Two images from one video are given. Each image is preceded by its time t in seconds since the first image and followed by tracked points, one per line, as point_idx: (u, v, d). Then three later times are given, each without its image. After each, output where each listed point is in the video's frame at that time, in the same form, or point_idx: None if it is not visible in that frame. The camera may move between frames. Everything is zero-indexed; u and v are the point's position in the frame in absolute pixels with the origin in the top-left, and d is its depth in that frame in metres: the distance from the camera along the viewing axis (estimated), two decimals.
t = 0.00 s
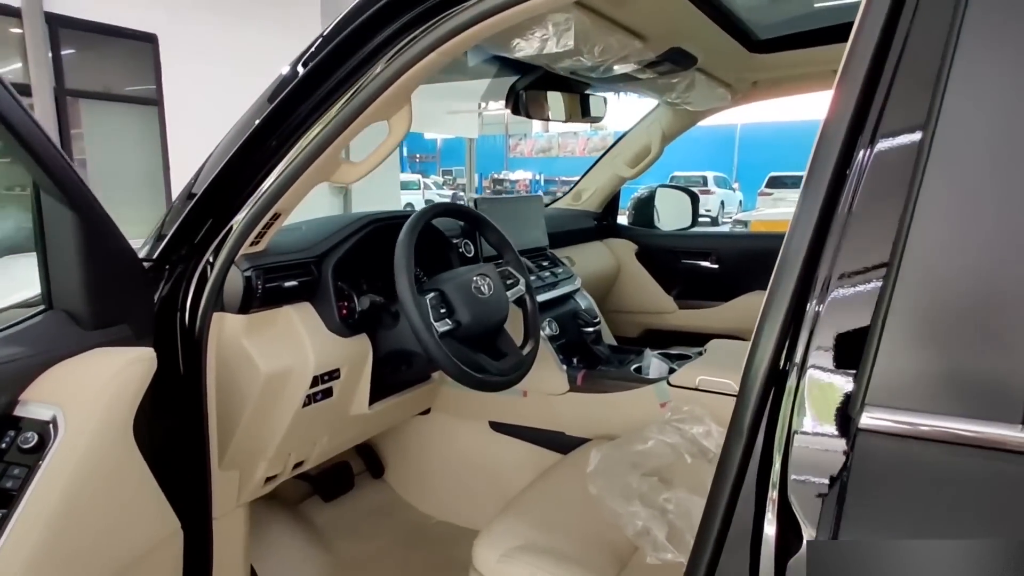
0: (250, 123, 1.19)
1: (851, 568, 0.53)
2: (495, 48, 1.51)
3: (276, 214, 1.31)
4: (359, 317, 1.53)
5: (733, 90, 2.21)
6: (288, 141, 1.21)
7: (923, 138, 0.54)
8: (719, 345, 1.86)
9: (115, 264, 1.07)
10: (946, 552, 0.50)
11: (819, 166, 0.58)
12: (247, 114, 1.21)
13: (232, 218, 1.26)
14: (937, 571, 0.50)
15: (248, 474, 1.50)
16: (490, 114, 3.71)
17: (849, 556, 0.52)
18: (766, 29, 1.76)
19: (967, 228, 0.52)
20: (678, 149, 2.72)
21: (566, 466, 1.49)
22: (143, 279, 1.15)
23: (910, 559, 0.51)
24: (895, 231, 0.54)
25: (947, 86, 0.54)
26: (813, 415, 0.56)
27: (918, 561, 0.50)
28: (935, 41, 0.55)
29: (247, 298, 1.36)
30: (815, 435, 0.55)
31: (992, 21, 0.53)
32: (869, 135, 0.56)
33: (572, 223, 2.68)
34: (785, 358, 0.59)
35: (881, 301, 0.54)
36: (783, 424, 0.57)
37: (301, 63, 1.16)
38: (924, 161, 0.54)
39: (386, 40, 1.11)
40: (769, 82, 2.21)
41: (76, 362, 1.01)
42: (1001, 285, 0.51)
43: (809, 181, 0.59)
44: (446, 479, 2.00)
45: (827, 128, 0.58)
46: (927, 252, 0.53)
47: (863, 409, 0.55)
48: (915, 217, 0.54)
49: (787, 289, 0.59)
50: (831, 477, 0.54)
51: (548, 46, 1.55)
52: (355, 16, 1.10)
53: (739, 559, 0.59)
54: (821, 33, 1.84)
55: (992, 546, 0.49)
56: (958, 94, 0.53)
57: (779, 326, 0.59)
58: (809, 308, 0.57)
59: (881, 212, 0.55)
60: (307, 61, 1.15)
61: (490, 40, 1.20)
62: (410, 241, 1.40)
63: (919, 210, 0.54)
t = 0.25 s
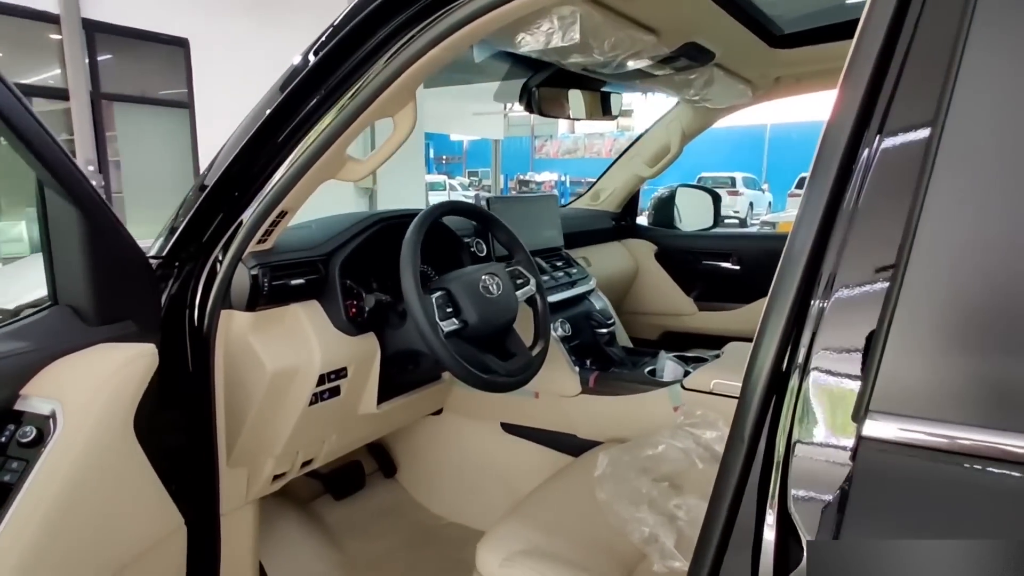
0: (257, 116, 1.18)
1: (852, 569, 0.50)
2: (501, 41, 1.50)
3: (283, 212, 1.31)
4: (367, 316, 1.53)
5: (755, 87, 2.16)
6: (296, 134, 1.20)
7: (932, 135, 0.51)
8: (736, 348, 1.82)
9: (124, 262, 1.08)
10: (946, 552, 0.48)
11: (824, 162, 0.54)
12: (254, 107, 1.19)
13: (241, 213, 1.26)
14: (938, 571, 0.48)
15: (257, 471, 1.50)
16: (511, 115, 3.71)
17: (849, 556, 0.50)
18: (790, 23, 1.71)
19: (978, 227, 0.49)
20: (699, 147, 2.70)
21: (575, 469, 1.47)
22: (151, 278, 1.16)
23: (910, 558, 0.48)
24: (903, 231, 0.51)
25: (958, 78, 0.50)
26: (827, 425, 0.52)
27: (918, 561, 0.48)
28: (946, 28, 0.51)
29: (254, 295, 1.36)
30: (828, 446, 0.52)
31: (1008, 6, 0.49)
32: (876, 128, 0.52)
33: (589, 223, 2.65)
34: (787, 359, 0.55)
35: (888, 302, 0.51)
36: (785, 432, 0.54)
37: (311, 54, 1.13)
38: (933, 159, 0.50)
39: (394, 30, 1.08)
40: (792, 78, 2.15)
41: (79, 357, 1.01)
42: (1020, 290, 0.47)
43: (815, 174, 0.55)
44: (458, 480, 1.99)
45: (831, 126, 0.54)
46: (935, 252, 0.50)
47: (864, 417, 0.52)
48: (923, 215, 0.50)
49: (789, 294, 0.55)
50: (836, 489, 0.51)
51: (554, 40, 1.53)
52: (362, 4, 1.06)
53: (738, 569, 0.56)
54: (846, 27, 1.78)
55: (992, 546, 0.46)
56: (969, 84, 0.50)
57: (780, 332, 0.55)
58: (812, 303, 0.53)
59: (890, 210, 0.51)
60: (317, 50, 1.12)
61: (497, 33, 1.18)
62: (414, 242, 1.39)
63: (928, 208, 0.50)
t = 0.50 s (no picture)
0: (268, 109, 1.16)
1: (852, 570, 0.48)
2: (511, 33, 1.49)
3: (293, 209, 1.30)
4: (377, 316, 1.51)
5: (778, 84, 2.11)
6: (308, 128, 1.18)
7: (955, 131, 0.47)
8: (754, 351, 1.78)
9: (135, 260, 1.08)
10: (945, 551, 0.45)
11: (841, 158, 0.51)
12: (266, 101, 1.18)
13: (253, 208, 1.25)
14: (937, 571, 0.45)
15: (266, 469, 1.50)
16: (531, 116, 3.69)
17: (849, 556, 0.47)
18: (814, 19, 1.66)
19: (1003, 226, 0.45)
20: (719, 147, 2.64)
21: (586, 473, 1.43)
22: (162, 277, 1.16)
23: (910, 558, 0.45)
24: (923, 231, 0.47)
25: (983, 67, 0.46)
26: (846, 438, 0.49)
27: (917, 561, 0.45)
28: (972, 15, 0.47)
29: (263, 293, 1.35)
30: (847, 461, 0.49)
31: None
32: (895, 126, 0.49)
33: (607, 223, 2.61)
34: (801, 364, 0.51)
35: (907, 307, 0.47)
36: (797, 443, 0.51)
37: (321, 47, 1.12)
38: (956, 156, 0.47)
39: (404, 23, 1.06)
40: (816, 75, 2.10)
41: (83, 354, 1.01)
42: None
43: (834, 168, 0.51)
44: (471, 483, 1.97)
45: (846, 127, 0.51)
46: (956, 252, 0.46)
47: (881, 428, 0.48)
48: (945, 214, 0.47)
49: (801, 296, 0.52)
50: (850, 503, 0.48)
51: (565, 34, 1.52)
52: None
53: None
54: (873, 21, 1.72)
55: (992, 545, 0.44)
56: (997, 74, 0.46)
57: (793, 335, 0.52)
58: (828, 304, 0.50)
59: (910, 209, 0.48)
60: (330, 41, 1.09)
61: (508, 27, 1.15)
62: (422, 242, 1.37)
63: (950, 207, 0.47)
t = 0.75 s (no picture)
0: (275, 100, 1.13)
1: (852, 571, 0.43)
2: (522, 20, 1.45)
3: (300, 205, 1.26)
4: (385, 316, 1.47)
5: (805, 78, 2.04)
6: (316, 120, 1.14)
7: (1012, 122, 0.41)
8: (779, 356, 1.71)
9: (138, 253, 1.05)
10: (944, 550, 0.40)
11: (881, 149, 0.47)
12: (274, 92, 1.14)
13: (262, 202, 1.22)
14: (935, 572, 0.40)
15: (272, 472, 1.46)
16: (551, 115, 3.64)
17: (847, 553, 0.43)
18: (842, 10, 1.59)
19: None
20: (740, 146, 2.59)
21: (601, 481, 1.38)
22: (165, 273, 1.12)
23: (910, 558, 0.41)
24: (975, 230, 0.42)
25: None
26: (879, 463, 0.44)
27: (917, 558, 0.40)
28: None
29: (268, 292, 1.32)
30: (881, 488, 0.44)
31: None
32: (940, 121, 0.44)
33: (625, 222, 2.55)
34: (835, 374, 0.47)
35: (960, 309, 0.42)
36: (830, 467, 0.47)
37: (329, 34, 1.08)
38: (1014, 148, 0.41)
39: (411, 9, 1.01)
40: (845, 68, 2.03)
41: (80, 353, 0.99)
42: None
43: (871, 159, 0.47)
44: (484, 487, 1.92)
45: (882, 127, 0.47)
46: (1016, 253, 0.40)
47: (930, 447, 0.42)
48: (1002, 209, 0.41)
49: (838, 294, 0.47)
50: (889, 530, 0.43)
51: (579, 23, 1.47)
52: None
53: None
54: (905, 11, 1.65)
55: (993, 545, 0.39)
56: None
57: (826, 339, 0.47)
58: (865, 308, 0.46)
59: (958, 206, 0.43)
60: (337, 30, 1.06)
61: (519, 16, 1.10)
62: (431, 241, 1.34)
63: (1007, 202, 0.41)
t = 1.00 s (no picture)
0: (266, 92, 1.06)
1: (851, 571, 0.39)
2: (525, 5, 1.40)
3: (294, 203, 1.21)
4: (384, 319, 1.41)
5: (822, 72, 1.97)
6: (310, 112, 1.08)
7: None
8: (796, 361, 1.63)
9: (120, 253, 1.00)
10: (944, 549, 0.36)
11: (923, 141, 0.41)
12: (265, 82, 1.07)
13: (256, 197, 1.16)
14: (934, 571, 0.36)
15: (266, 480, 1.41)
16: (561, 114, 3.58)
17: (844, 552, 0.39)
18: None
19: None
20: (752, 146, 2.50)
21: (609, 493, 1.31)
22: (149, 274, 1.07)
23: (912, 558, 0.37)
24: None
25: None
26: (915, 502, 0.38)
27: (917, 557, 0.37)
28: None
29: (261, 294, 1.26)
30: (911, 532, 0.38)
31: None
32: (996, 103, 0.38)
33: (636, 222, 2.49)
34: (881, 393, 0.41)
35: None
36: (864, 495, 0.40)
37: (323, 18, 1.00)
38: None
39: None
40: (865, 61, 1.96)
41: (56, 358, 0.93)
42: None
43: (912, 147, 0.42)
44: (488, 496, 1.85)
45: (923, 118, 0.41)
46: None
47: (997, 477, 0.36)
48: None
49: (876, 304, 0.41)
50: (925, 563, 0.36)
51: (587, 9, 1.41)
52: None
53: None
54: None
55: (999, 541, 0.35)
56: None
57: (865, 351, 0.42)
58: (910, 317, 0.40)
59: None
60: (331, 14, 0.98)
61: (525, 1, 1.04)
62: (431, 240, 1.27)
63: None
